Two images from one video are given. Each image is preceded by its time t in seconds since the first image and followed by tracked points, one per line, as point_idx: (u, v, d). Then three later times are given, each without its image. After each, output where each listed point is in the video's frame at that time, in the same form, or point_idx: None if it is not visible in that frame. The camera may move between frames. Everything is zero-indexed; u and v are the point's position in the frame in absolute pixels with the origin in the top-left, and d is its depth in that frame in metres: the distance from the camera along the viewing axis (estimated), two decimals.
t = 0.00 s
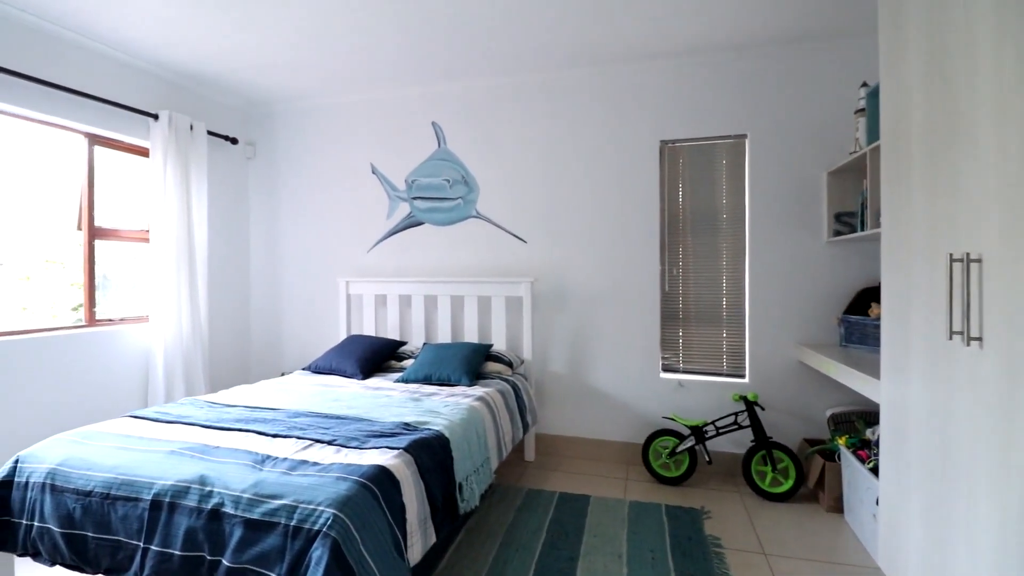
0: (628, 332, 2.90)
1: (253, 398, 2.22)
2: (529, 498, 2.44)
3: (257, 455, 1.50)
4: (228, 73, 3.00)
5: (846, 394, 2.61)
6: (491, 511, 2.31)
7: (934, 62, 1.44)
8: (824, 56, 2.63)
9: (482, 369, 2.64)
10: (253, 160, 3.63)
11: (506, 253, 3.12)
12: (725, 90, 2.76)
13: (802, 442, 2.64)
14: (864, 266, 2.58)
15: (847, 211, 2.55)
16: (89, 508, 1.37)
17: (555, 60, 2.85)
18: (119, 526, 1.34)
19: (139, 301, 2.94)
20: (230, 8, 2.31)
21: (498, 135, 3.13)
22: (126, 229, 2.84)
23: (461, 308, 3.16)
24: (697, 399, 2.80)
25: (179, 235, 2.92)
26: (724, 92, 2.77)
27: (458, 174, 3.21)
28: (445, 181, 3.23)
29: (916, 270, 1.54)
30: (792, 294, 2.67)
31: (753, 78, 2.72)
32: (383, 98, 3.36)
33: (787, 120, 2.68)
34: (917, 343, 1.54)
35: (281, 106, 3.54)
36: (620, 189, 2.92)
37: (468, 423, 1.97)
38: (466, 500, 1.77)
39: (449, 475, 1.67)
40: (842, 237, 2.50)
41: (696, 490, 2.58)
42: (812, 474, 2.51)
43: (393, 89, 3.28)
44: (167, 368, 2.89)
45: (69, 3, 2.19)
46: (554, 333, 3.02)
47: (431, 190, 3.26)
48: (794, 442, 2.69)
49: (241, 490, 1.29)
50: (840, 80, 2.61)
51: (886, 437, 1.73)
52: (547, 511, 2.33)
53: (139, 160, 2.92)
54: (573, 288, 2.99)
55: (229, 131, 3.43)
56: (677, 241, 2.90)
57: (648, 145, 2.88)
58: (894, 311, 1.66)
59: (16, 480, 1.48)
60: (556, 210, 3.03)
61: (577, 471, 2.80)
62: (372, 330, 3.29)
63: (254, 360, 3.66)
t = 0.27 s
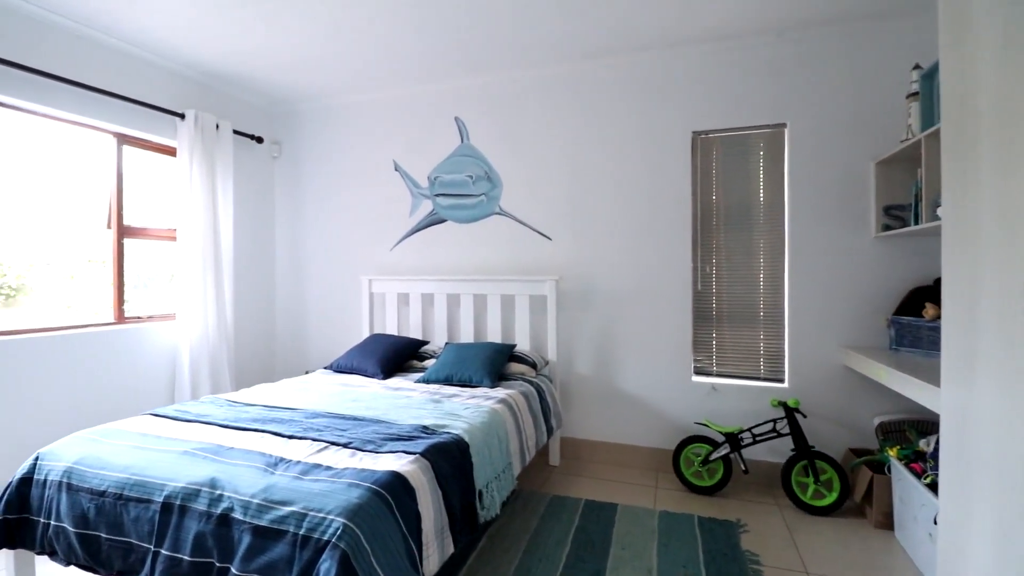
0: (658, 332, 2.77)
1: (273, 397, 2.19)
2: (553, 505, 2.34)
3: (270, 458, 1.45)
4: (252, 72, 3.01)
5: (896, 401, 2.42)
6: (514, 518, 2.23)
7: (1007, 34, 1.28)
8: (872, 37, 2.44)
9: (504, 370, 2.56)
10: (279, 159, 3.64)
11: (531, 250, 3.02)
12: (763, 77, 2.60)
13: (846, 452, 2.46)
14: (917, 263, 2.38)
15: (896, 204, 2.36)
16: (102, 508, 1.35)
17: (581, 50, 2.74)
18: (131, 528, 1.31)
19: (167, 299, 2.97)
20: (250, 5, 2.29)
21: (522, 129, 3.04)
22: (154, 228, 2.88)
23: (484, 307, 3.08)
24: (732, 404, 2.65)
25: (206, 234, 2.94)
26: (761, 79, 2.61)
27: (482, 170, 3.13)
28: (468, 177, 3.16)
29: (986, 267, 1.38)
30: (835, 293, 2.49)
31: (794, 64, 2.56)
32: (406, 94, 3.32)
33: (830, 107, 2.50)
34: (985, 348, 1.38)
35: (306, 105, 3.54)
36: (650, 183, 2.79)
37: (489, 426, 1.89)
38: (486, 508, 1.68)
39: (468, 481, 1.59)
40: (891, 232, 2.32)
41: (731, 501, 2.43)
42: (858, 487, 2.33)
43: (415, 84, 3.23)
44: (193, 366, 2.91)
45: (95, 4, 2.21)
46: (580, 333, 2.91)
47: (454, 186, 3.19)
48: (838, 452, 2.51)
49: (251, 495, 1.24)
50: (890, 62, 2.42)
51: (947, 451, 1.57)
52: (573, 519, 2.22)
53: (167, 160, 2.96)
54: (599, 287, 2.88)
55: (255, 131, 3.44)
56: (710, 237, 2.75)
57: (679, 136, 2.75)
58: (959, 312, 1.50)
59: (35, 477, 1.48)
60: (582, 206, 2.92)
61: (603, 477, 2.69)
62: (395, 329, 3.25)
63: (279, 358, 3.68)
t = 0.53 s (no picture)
0: (690, 335, 2.64)
1: (294, 398, 2.16)
2: (579, 514, 2.25)
3: (284, 463, 1.40)
4: (276, 73, 3.02)
5: (954, 412, 2.22)
6: (538, 527, 2.14)
7: None
8: (926, 16, 2.25)
9: (529, 373, 2.48)
10: (305, 160, 3.65)
11: (556, 249, 2.93)
12: (804, 64, 2.44)
13: (897, 466, 2.28)
14: (978, 261, 2.18)
15: (953, 198, 2.18)
16: (119, 510, 1.34)
17: (608, 41, 2.64)
18: (145, 532, 1.29)
19: (195, 299, 3.02)
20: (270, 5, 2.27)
21: (547, 125, 2.95)
22: (183, 228, 2.92)
23: (508, 308, 3.00)
24: (770, 412, 2.50)
25: (232, 234, 2.96)
26: (802, 66, 2.45)
27: (506, 167, 3.06)
28: (492, 175, 3.09)
29: None
30: (885, 294, 2.31)
31: (838, 48, 2.39)
32: (429, 92, 3.27)
33: (878, 94, 2.33)
34: None
35: (331, 105, 3.54)
36: (681, 179, 2.66)
37: (512, 432, 1.81)
38: (508, 519, 1.61)
39: (489, 491, 1.52)
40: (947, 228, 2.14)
41: (769, 515, 2.29)
42: (910, 505, 2.15)
43: (438, 82, 3.18)
44: (220, 365, 2.93)
45: (121, 8, 2.24)
46: (608, 336, 2.81)
47: (477, 185, 3.13)
48: (888, 465, 2.32)
49: (262, 503, 1.19)
50: (947, 43, 2.23)
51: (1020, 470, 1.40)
52: (600, 530, 2.13)
53: (195, 161, 3.00)
54: (628, 287, 2.77)
55: (281, 132, 3.46)
56: (746, 235, 2.61)
57: (712, 129, 2.61)
58: None
59: (57, 477, 1.48)
60: (610, 203, 2.81)
61: (632, 486, 2.58)
62: (418, 329, 3.20)
63: (306, 358, 3.69)
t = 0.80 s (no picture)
0: (727, 338, 2.52)
1: (321, 398, 2.16)
2: (610, 524, 2.16)
3: (306, 466, 1.38)
4: (308, 76, 3.05)
5: None
6: (567, 536, 2.07)
7: None
8: None
9: (557, 376, 2.41)
10: (337, 161, 3.69)
11: (586, 249, 2.85)
12: (853, 49, 2.28)
13: (959, 483, 2.10)
14: None
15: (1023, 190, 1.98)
16: (146, 509, 1.35)
17: (640, 32, 2.54)
18: (169, 533, 1.29)
19: (231, 299, 3.08)
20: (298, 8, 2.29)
21: (577, 121, 2.87)
22: (219, 230, 2.99)
23: (537, 309, 2.94)
24: (815, 421, 2.34)
25: (265, 235, 3.01)
26: (851, 51, 2.28)
27: (535, 166, 2.99)
28: (520, 173, 3.03)
29: None
30: (945, 296, 2.13)
31: (891, 31, 2.21)
32: (457, 91, 3.24)
33: (937, 78, 2.14)
34: None
35: (362, 106, 3.56)
36: (718, 174, 2.54)
37: (539, 439, 1.75)
38: (534, 530, 1.54)
39: (513, 500, 1.46)
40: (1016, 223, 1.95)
41: (814, 531, 2.14)
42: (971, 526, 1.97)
43: (466, 80, 3.15)
44: (254, 364, 2.98)
45: (158, 16, 2.30)
46: (640, 338, 2.71)
47: (506, 183, 3.07)
48: (949, 482, 2.14)
49: (281, 508, 1.17)
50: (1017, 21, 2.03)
51: None
52: (632, 541, 2.04)
53: (231, 164, 3.07)
54: (661, 288, 2.66)
55: (313, 134, 3.51)
56: (789, 233, 2.46)
57: (751, 121, 2.47)
58: None
59: (91, 473, 1.51)
60: (642, 201, 2.71)
61: (666, 495, 2.47)
62: (446, 330, 3.18)
63: (337, 357, 3.73)
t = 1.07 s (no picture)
0: (770, 343, 2.37)
1: (349, 399, 2.17)
2: (643, 536, 2.07)
3: (327, 469, 1.37)
4: (340, 80, 3.09)
5: None
6: (598, 547, 1.99)
7: None
8: None
9: (588, 380, 2.33)
10: (370, 163, 3.73)
11: (619, 249, 2.75)
12: (911, 29, 2.09)
13: None
14: None
15: None
16: (173, 508, 1.36)
17: (674, 21, 2.43)
18: (194, 531, 1.30)
19: (268, 300, 3.16)
20: (327, 10, 2.30)
21: (609, 117, 2.78)
22: (257, 232, 3.07)
23: (568, 310, 2.87)
24: (868, 433, 2.17)
25: (300, 237, 3.06)
26: (907, 32, 2.10)
27: (566, 163, 2.92)
28: (551, 171, 2.96)
29: None
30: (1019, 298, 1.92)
31: (954, 8, 2.02)
32: (487, 89, 3.21)
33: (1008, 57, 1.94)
34: None
35: (394, 108, 3.58)
36: (760, 169, 2.40)
37: (566, 446, 1.68)
38: (559, 542, 1.48)
39: (537, 510, 1.40)
40: None
41: (867, 552, 1.98)
42: None
43: (496, 78, 3.11)
44: (289, 364, 3.04)
45: (196, 24, 2.37)
46: (676, 342, 2.59)
47: (536, 182, 3.01)
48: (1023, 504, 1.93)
49: (299, 512, 1.15)
50: None
51: None
52: (666, 555, 1.94)
53: (268, 168, 3.15)
54: (698, 289, 2.54)
55: (347, 136, 3.55)
56: (838, 230, 2.29)
57: (796, 112, 2.32)
58: None
59: (126, 470, 1.55)
60: (678, 198, 2.59)
61: (704, 507, 2.35)
62: (476, 331, 3.15)
63: (371, 357, 3.77)
